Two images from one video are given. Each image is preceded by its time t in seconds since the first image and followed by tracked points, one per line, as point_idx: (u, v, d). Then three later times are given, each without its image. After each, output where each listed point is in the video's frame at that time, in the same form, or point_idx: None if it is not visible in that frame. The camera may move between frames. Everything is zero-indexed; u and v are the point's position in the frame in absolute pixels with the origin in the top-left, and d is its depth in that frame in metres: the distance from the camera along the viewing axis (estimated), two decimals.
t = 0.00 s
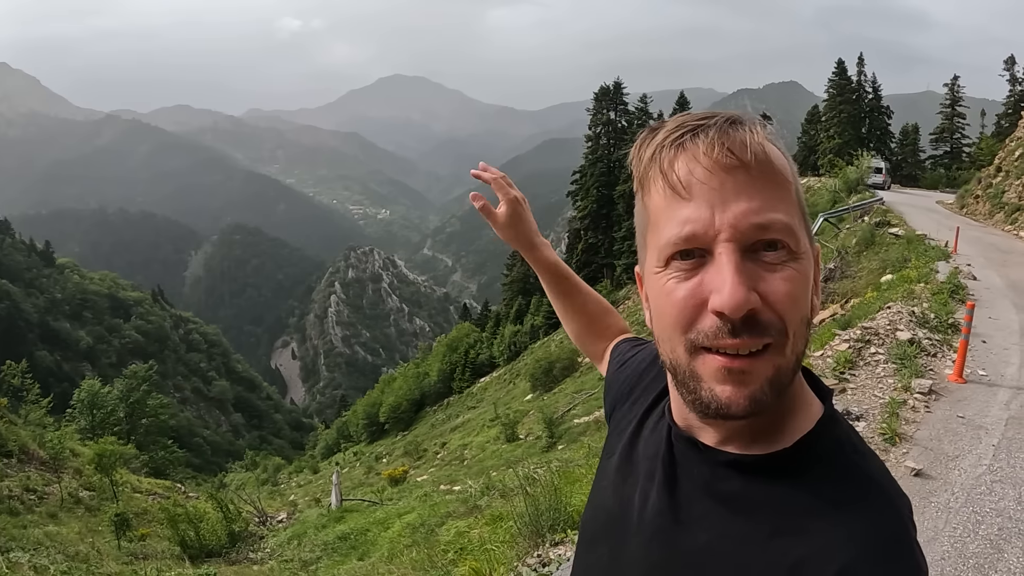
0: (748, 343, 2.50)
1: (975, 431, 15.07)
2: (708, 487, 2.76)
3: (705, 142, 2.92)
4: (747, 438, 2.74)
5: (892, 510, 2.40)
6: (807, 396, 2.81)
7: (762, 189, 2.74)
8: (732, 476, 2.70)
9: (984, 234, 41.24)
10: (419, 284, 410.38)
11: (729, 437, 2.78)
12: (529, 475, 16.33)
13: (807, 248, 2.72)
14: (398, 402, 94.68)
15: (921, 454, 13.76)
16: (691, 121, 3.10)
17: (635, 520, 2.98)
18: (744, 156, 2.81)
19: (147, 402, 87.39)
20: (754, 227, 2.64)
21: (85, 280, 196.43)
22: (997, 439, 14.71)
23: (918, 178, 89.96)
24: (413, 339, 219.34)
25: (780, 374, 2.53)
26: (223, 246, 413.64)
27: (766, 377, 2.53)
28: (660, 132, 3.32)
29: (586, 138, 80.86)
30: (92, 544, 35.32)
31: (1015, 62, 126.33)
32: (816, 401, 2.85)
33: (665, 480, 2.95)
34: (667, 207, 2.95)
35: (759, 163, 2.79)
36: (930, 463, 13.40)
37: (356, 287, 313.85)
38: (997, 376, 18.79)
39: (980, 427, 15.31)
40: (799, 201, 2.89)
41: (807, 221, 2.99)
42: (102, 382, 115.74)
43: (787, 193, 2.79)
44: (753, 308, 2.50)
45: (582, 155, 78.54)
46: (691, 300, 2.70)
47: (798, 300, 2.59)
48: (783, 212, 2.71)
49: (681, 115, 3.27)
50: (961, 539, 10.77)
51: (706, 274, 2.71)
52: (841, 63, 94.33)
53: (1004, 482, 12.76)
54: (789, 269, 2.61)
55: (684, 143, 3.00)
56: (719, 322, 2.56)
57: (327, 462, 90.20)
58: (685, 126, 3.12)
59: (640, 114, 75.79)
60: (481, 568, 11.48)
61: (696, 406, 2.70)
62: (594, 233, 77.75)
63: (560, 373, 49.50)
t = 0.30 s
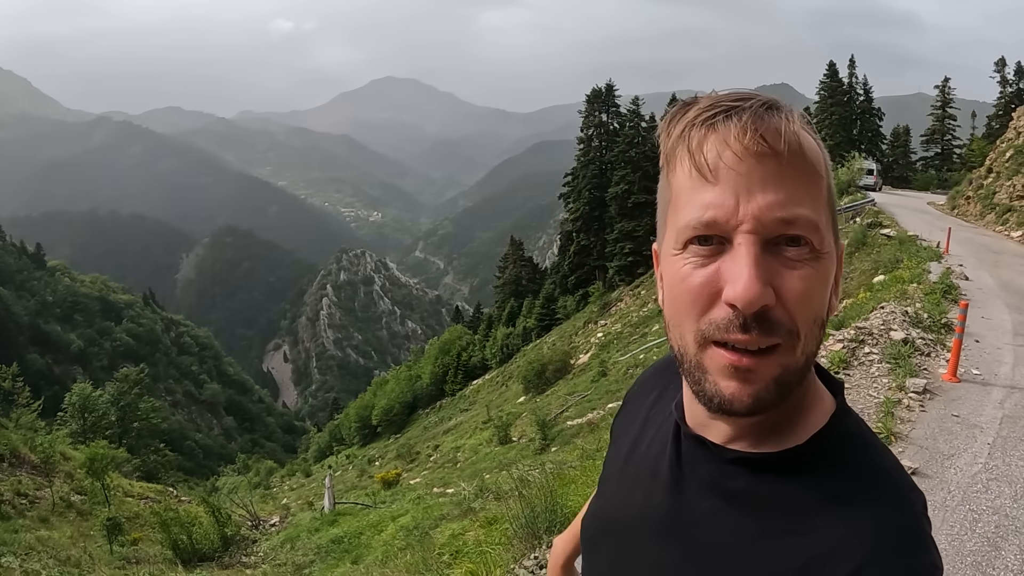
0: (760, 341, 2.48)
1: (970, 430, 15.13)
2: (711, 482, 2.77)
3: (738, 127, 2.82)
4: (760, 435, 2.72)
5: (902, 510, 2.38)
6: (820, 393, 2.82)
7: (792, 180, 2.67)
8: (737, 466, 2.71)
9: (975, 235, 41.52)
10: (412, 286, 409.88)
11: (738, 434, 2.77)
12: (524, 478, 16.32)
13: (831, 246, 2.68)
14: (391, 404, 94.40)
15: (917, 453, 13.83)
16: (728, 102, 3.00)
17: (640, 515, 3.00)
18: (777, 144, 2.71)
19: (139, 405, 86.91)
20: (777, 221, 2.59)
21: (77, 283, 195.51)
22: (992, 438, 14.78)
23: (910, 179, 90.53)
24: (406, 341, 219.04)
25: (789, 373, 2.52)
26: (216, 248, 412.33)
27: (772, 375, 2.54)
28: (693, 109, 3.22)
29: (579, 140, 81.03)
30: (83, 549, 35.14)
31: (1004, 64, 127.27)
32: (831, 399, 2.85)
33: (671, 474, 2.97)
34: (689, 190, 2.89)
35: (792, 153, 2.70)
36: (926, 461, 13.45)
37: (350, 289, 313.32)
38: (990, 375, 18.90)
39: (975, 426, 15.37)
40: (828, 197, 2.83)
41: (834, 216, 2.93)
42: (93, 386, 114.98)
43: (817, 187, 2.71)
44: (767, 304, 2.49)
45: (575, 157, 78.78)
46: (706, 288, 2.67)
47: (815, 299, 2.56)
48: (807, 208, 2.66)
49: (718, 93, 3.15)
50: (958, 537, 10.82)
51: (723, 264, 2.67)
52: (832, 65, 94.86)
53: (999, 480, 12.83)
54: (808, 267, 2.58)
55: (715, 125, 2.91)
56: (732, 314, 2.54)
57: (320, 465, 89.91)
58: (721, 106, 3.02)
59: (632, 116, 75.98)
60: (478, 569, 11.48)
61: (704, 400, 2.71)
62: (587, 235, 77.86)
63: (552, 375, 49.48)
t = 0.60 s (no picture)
0: (756, 353, 2.54)
1: (969, 431, 15.15)
2: (715, 497, 2.78)
3: (727, 140, 2.88)
4: (758, 450, 2.75)
5: (912, 514, 2.40)
6: (826, 402, 2.85)
7: (784, 190, 2.71)
8: (744, 476, 2.72)
9: (972, 235, 41.65)
10: (409, 287, 409.91)
11: (742, 449, 2.78)
12: (521, 480, 16.33)
13: (827, 256, 2.72)
14: (388, 405, 94.21)
15: (916, 455, 13.86)
16: (717, 115, 3.07)
17: (647, 536, 2.98)
18: (767, 158, 2.76)
19: (135, 407, 86.65)
20: (769, 233, 2.63)
21: (73, 284, 195.13)
22: (991, 439, 14.79)
23: (906, 179, 90.79)
24: (402, 342, 218.94)
25: (786, 384, 2.58)
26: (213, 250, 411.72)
27: (772, 386, 2.58)
28: (684, 123, 3.27)
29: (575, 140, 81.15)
30: (80, 551, 35.02)
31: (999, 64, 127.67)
32: (836, 409, 2.90)
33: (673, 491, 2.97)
34: (680, 204, 2.97)
35: (781, 164, 2.75)
36: (926, 463, 13.46)
37: (348, 290, 312.98)
38: (989, 376, 18.93)
39: (974, 427, 15.38)
40: (824, 205, 2.85)
41: (827, 225, 2.96)
42: (89, 388, 114.63)
43: (810, 196, 2.76)
44: (760, 316, 2.54)
45: (572, 158, 78.88)
46: (701, 302, 2.74)
47: (813, 309, 2.61)
48: (802, 219, 2.69)
49: (707, 106, 3.20)
50: (959, 540, 10.82)
51: (717, 277, 2.73)
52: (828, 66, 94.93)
53: (999, 482, 12.83)
54: (803, 277, 2.63)
55: (705, 138, 2.97)
56: (727, 329, 2.59)
57: (317, 466, 89.81)
58: (708, 119, 3.09)
59: (629, 117, 76.04)
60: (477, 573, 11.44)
61: (703, 414, 2.75)
62: (583, 236, 77.91)
63: (550, 376, 49.40)
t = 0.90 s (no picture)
0: (768, 357, 2.56)
1: (963, 433, 15.21)
2: (727, 505, 2.79)
3: (744, 149, 2.92)
4: (771, 459, 2.78)
5: (923, 527, 2.45)
6: (835, 417, 2.90)
7: (800, 198, 2.74)
8: (758, 483, 2.74)
9: (965, 236, 41.87)
10: (402, 288, 409.97)
11: (756, 456, 2.80)
12: (515, 482, 16.31)
13: (839, 267, 2.75)
14: (381, 407, 94.01)
15: (910, 457, 13.91)
16: (733, 124, 3.12)
17: (657, 543, 2.95)
18: (780, 168, 2.81)
19: (127, 409, 86.28)
20: (783, 239, 2.67)
21: (65, 286, 194.33)
22: (985, 440, 14.85)
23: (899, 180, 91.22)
24: (396, 344, 218.64)
25: (800, 391, 2.60)
26: (207, 251, 411.10)
27: (784, 392, 2.60)
28: (701, 134, 3.32)
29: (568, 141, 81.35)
30: (72, 556, 34.91)
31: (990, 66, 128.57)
32: (844, 421, 2.96)
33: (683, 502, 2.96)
34: (696, 209, 2.99)
35: (796, 172, 2.78)
36: (920, 465, 13.54)
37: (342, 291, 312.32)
38: (982, 377, 19.03)
39: (968, 428, 15.45)
40: (838, 216, 2.88)
41: (840, 235, 2.96)
42: (80, 390, 114.07)
43: (825, 205, 2.78)
44: (773, 321, 2.56)
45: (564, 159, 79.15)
46: (716, 308, 2.75)
47: (826, 317, 2.64)
48: (817, 227, 2.72)
49: (723, 120, 3.27)
50: (953, 542, 10.87)
51: (730, 282, 2.75)
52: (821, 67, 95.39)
53: (993, 483, 12.87)
54: (816, 284, 2.65)
55: (722, 148, 3.02)
56: (740, 332, 2.61)
57: (311, 468, 89.64)
58: (726, 128, 3.14)
59: (621, 118, 76.30)
60: None
61: (716, 418, 2.76)
62: (576, 237, 78.08)
63: (543, 377, 49.36)
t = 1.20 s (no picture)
0: (746, 379, 2.60)
1: (953, 433, 15.31)
2: (705, 523, 2.83)
3: (724, 164, 2.94)
4: (752, 476, 2.82)
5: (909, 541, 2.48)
6: (819, 428, 2.96)
7: (781, 215, 2.75)
8: (739, 497, 2.78)
9: (954, 236, 42.19)
10: (393, 290, 409.38)
11: (738, 472, 2.83)
12: (506, 485, 16.32)
13: (823, 283, 2.77)
14: (372, 410, 93.71)
15: (901, 458, 13.98)
16: (716, 133, 3.12)
17: (637, 557, 2.97)
18: (763, 183, 2.81)
19: (116, 413, 85.74)
20: (763, 259, 2.69)
21: (54, 289, 193.08)
22: (975, 440, 14.96)
23: (889, 180, 91.84)
24: (387, 345, 218.11)
25: (779, 409, 2.64)
26: (197, 253, 409.54)
27: (760, 413, 2.65)
28: (685, 143, 3.31)
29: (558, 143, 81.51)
30: (62, 561, 34.68)
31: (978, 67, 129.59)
32: (828, 431, 3.02)
33: (666, 517, 2.98)
34: (677, 225, 3.02)
35: (779, 189, 2.79)
36: (910, 466, 13.62)
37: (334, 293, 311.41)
38: (971, 377, 19.16)
39: (958, 429, 15.56)
40: (823, 230, 2.88)
41: (826, 251, 2.97)
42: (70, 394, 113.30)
43: (806, 224, 2.79)
44: (750, 344, 2.61)
45: (554, 160, 79.27)
46: (692, 327, 2.82)
47: (805, 337, 2.68)
48: (799, 245, 2.73)
49: (709, 127, 3.24)
50: (944, 543, 10.95)
51: (709, 301, 2.81)
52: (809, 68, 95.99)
53: (983, 484, 12.97)
54: (796, 305, 2.68)
55: (704, 160, 3.03)
56: (715, 355, 2.66)
57: (302, 471, 89.28)
58: (710, 137, 3.14)
59: (611, 119, 76.55)
60: None
61: (693, 434, 2.82)
62: (566, 238, 78.25)
63: (533, 379, 49.37)
